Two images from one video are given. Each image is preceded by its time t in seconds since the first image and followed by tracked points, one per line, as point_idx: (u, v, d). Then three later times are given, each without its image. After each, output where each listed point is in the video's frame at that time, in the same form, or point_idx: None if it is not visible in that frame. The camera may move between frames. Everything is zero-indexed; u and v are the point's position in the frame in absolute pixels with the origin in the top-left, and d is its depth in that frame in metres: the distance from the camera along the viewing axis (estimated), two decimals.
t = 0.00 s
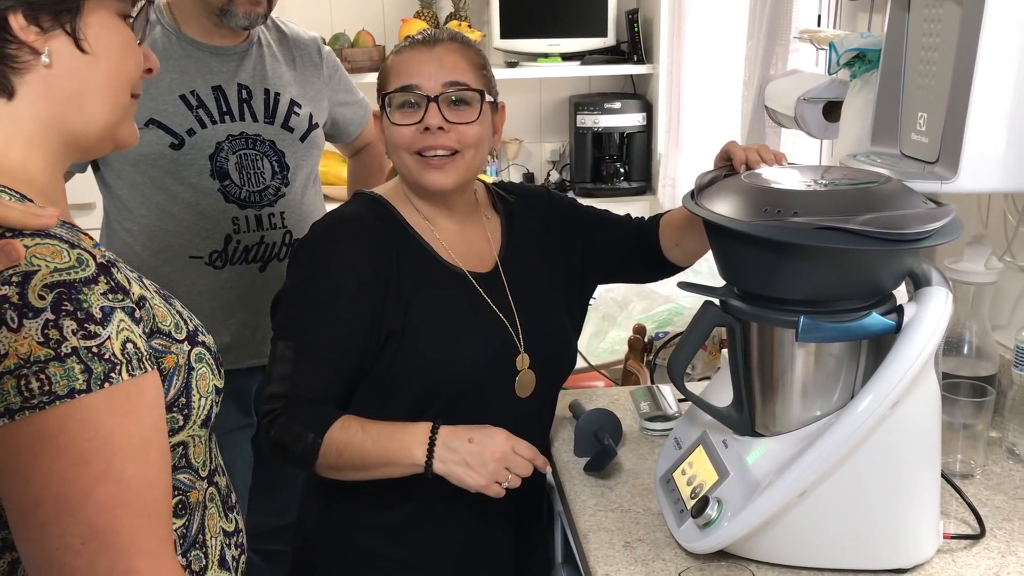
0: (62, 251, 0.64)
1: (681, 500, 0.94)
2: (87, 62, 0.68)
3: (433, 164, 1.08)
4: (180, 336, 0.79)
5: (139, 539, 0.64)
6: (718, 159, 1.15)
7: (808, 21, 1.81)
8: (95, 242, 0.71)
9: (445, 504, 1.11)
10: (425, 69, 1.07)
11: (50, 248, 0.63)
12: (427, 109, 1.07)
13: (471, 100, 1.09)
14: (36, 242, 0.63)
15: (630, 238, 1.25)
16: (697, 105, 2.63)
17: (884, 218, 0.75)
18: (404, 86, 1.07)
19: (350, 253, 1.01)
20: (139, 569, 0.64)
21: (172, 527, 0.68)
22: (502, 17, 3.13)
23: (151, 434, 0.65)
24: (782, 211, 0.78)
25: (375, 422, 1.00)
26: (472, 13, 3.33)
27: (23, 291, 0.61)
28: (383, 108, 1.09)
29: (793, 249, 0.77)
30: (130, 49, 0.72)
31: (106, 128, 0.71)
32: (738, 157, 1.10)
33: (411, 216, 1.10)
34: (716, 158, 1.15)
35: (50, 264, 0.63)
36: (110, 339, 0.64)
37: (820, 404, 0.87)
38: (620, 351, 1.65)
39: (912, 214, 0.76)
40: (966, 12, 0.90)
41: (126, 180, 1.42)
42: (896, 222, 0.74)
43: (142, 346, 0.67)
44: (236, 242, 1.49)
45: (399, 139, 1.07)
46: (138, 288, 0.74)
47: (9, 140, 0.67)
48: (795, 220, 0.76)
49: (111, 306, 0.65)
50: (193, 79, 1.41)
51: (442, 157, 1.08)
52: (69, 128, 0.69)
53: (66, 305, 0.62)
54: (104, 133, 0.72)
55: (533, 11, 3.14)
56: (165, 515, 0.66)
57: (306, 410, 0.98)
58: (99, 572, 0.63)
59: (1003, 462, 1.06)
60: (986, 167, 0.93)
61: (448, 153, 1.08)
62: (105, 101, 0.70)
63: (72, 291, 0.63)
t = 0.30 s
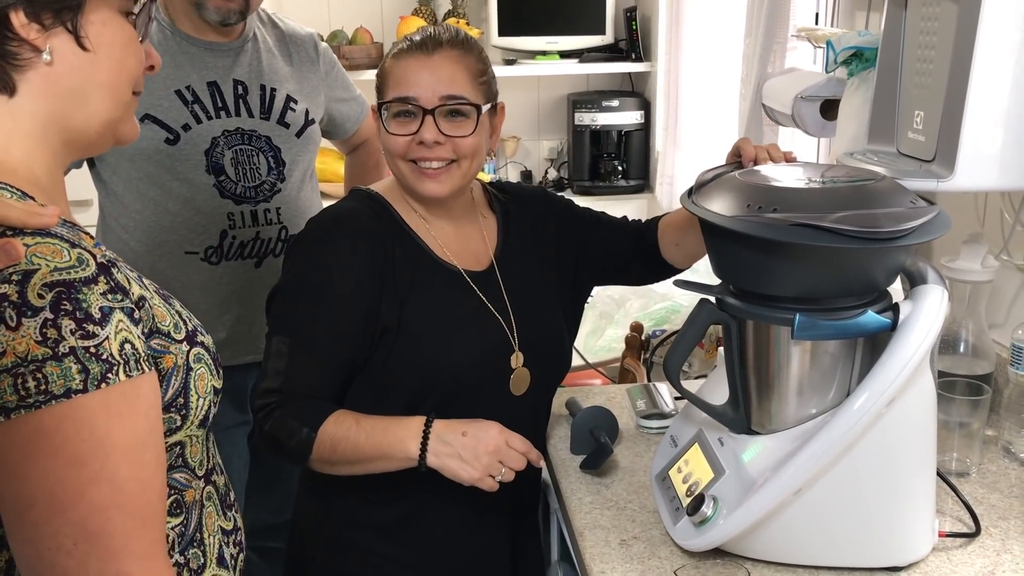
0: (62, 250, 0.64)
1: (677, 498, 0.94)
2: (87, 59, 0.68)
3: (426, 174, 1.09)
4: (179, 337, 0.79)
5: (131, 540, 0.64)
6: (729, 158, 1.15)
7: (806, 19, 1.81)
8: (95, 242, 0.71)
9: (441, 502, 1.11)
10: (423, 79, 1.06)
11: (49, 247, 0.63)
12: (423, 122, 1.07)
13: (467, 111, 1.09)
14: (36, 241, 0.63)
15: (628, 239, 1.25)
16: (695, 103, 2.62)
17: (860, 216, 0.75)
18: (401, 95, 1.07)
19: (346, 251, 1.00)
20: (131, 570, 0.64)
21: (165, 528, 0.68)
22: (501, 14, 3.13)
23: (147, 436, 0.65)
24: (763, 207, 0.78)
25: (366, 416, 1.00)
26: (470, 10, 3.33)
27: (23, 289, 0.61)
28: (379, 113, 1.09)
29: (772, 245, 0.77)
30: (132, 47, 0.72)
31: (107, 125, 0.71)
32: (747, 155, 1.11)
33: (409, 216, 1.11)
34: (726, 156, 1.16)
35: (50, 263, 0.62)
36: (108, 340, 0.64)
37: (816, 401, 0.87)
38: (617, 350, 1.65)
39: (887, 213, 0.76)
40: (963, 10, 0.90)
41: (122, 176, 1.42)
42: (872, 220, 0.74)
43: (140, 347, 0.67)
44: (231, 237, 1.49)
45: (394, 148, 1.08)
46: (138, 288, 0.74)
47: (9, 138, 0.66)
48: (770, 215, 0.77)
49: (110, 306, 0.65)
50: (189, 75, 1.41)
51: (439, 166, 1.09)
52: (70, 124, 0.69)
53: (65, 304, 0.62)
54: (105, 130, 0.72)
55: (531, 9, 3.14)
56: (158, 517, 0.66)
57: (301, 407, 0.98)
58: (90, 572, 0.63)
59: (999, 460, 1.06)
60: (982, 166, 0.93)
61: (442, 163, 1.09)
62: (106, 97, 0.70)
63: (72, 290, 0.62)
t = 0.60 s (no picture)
0: (63, 245, 0.64)
1: (676, 497, 0.94)
2: (84, 55, 0.66)
3: (419, 171, 1.08)
4: (181, 332, 0.79)
5: (131, 536, 0.64)
6: (733, 155, 1.15)
7: (808, 18, 1.80)
8: (97, 237, 0.71)
9: (441, 500, 1.11)
10: (417, 75, 1.06)
11: (51, 242, 0.63)
12: (415, 117, 1.07)
13: (460, 109, 1.08)
14: (37, 236, 0.63)
15: (628, 238, 1.25)
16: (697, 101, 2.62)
17: (859, 216, 0.75)
18: (395, 90, 1.07)
19: (346, 249, 1.00)
20: (131, 566, 0.64)
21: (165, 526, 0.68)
22: (503, 12, 3.13)
23: (148, 431, 0.65)
24: (762, 206, 0.78)
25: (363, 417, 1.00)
26: (472, 8, 3.33)
27: (24, 285, 0.61)
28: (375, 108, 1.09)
29: (770, 244, 0.77)
30: (132, 42, 0.71)
31: (107, 121, 0.71)
32: (751, 153, 1.11)
33: (407, 214, 1.10)
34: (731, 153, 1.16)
35: (51, 258, 0.62)
36: (109, 335, 0.64)
37: (817, 401, 0.87)
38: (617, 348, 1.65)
39: (888, 213, 0.76)
40: (966, 10, 0.90)
41: (121, 173, 1.41)
42: (871, 221, 0.74)
43: (141, 343, 0.67)
44: (229, 235, 1.49)
45: (388, 144, 1.08)
46: (140, 283, 0.74)
47: (9, 135, 0.66)
48: (769, 214, 0.77)
49: (111, 302, 0.65)
50: (186, 72, 1.41)
51: (428, 165, 1.08)
52: (69, 120, 0.68)
53: (65, 300, 0.62)
54: (105, 125, 0.71)
55: (533, 7, 3.13)
56: (158, 513, 0.66)
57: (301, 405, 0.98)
58: (90, 568, 0.62)
59: (999, 460, 1.06)
60: (984, 165, 0.93)
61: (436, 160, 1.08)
62: (104, 93, 0.69)
63: (73, 286, 0.62)
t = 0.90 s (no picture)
0: (65, 237, 0.64)
1: (679, 496, 0.94)
2: (81, 50, 0.66)
3: (419, 170, 1.08)
4: (184, 325, 0.79)
5: (136, 527, 0.64)
6: (737, 153, 1.15)
7: (811, 17, 1.80)
8: (100, 230, 0.71)
9: (443, 499, 1.11)
10: (419, 73, 1.06)
11: (52, 235, 0.63)
12: (415, 116, 1.06)
13: (461, 108, 1.08)
14: (39, 228, 0.63)
15: (630, 238, 1.25)
16: (700, 100, 2.62)
17: (862, 216, 0.75)
18: (397, 88, 1.07)
19: (348, 245, 1.00)
20: (136, 557, 0.63)
21: (170, 518, 0.68)
22: (505, 11, 3.12)
23: (152, 423, 0.65)
24: (765, 206, 0.78)
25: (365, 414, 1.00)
26: (475, 7, 3.33)
27: (25, 277, 0.61)
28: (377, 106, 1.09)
29: (773, 244, 0.77)
30: (129, 37, 0.71)
31: (105, 116, 0.71)
32: (755, 152, 1.11)
33: (409, 211, 1.10)
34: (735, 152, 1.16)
35: (53, 250, 0.62)
36: (111, 326, 0.64)
37: (820, 401, 0.87)
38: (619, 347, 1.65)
39: (891, 213, 0.76)
40: (971, 9, 0.90)
41: (120, 172, 1.41)
42: (874, 221, 0.74)
43: (144, 334, 0.67)
44: (228, 233, 1.49)
45: (389, 142, 1.07)
46: (142, 275, 0.74)
47: (9, 130, 0.66)
48: (773, 213, 0.77)
49: (114, 293, 0.65)
50: (184, 70, 1.40)
51: (427, 164, 1.08)
52: (68, 115, 0.68)
53: (67, 291, 0.62)
54: (103, 120, 0.71)
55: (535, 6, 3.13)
56: (163, 505, 0.66)
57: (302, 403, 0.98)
58: (96, 560, 0.62)
59: (1002, 461, 1.06)
60: (988, 165, 0.93)
61: (436, 159, 1.08)
62: (102, 88, 0.69)
63: (75, 277, 0.62)
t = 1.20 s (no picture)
0: (74, 234, 0.64)
1: (681, 495, 0.94)
2: (89, 52, 0.67)
3: (419, 173, 1.08)
4: (190, 322, 0.79)
5: (144, 523, 0.64)
6: (738, 154, 1.16)
7: (813, 18, 1.80)
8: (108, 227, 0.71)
9: (444, 499, 1.11)
10: (421, 75, 1.06)
11: (62, 231, 0.64)
12: (416, 119, 1.07)
13: (461, 111, 1.08)
14: (48, 225, 0.63)
15: (631, 239, 1.25)
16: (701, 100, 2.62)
17: (863, 216, 0.75)
18: (399, 90, 1.07)
19: (352, 245, 1.01)
20: (144, 552, 0.64)
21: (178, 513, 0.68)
22: (507, 11, 3.13)
23: (160, 419, 0.65)
24: (767, 206, 0.78)
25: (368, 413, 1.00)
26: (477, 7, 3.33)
27: (36, 273, 0.61)
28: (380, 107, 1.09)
29: (774, 244, 0.78)
30: (136, 39, 0.71)
31: (110, 117, 0.71)
32: (757, 154, 1.11)
33: (411, 210, 1.10)
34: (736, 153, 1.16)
35: (63, 246, 0.63)
36: (121, 322, 0.64)
37: (821, 401, 0.87)
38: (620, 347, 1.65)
39: (892, 213, 0.76)
40: (973, 10, 0.90)
41: (121, 172, 1.42)
42: (875, 221, 0.75)
43: (152, 331, 0.67)
44: (229, 234, 1.49)
45: (390, 144, 1.08)
46: (149, 273, 0.75)
47: (17, 129, 0.66)
48: (775, 214, 0.77)
49: (123, 290, 0.65)
50: (184, 71, 1.41)
51: (428, 166, 1.08)
52: (74, 116, 0.68)
53: (77, 288, 0.62)
54: (108, 121, 0.71)
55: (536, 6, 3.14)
56: (171, 501, 0.66)
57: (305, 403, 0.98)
58: (105, 554, 0.63)
59: (1003, 461, 1.06)
60: (989, 166, 0.93)
61: (435, 162, 1.08)
62: (108, 90, 0.69)
63: (85, 274, 0.63)
